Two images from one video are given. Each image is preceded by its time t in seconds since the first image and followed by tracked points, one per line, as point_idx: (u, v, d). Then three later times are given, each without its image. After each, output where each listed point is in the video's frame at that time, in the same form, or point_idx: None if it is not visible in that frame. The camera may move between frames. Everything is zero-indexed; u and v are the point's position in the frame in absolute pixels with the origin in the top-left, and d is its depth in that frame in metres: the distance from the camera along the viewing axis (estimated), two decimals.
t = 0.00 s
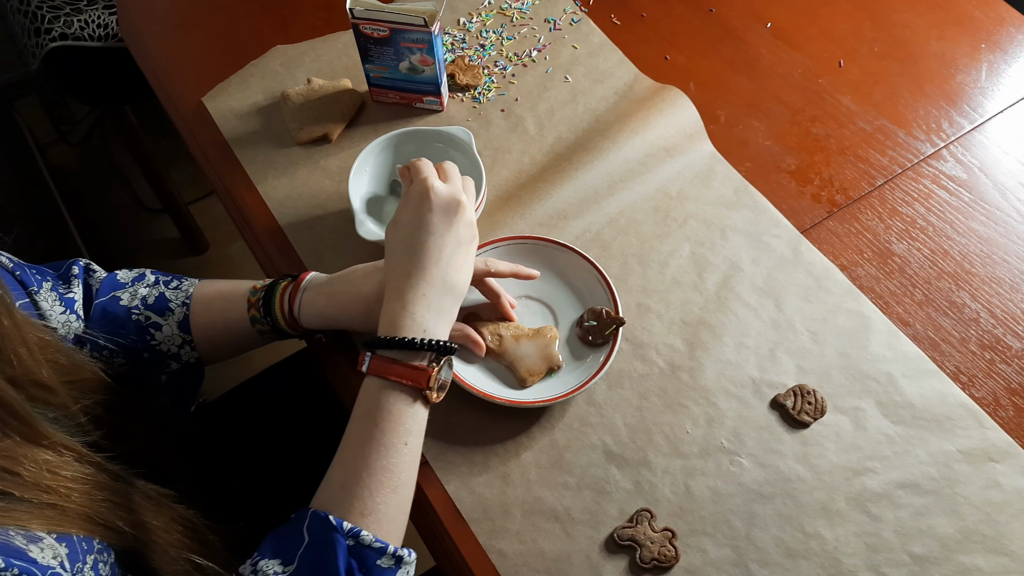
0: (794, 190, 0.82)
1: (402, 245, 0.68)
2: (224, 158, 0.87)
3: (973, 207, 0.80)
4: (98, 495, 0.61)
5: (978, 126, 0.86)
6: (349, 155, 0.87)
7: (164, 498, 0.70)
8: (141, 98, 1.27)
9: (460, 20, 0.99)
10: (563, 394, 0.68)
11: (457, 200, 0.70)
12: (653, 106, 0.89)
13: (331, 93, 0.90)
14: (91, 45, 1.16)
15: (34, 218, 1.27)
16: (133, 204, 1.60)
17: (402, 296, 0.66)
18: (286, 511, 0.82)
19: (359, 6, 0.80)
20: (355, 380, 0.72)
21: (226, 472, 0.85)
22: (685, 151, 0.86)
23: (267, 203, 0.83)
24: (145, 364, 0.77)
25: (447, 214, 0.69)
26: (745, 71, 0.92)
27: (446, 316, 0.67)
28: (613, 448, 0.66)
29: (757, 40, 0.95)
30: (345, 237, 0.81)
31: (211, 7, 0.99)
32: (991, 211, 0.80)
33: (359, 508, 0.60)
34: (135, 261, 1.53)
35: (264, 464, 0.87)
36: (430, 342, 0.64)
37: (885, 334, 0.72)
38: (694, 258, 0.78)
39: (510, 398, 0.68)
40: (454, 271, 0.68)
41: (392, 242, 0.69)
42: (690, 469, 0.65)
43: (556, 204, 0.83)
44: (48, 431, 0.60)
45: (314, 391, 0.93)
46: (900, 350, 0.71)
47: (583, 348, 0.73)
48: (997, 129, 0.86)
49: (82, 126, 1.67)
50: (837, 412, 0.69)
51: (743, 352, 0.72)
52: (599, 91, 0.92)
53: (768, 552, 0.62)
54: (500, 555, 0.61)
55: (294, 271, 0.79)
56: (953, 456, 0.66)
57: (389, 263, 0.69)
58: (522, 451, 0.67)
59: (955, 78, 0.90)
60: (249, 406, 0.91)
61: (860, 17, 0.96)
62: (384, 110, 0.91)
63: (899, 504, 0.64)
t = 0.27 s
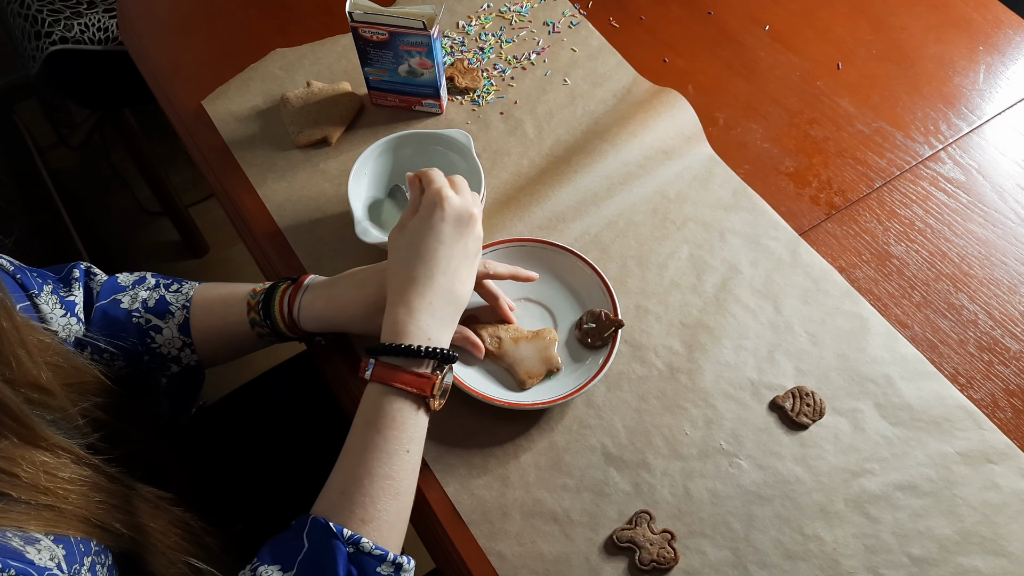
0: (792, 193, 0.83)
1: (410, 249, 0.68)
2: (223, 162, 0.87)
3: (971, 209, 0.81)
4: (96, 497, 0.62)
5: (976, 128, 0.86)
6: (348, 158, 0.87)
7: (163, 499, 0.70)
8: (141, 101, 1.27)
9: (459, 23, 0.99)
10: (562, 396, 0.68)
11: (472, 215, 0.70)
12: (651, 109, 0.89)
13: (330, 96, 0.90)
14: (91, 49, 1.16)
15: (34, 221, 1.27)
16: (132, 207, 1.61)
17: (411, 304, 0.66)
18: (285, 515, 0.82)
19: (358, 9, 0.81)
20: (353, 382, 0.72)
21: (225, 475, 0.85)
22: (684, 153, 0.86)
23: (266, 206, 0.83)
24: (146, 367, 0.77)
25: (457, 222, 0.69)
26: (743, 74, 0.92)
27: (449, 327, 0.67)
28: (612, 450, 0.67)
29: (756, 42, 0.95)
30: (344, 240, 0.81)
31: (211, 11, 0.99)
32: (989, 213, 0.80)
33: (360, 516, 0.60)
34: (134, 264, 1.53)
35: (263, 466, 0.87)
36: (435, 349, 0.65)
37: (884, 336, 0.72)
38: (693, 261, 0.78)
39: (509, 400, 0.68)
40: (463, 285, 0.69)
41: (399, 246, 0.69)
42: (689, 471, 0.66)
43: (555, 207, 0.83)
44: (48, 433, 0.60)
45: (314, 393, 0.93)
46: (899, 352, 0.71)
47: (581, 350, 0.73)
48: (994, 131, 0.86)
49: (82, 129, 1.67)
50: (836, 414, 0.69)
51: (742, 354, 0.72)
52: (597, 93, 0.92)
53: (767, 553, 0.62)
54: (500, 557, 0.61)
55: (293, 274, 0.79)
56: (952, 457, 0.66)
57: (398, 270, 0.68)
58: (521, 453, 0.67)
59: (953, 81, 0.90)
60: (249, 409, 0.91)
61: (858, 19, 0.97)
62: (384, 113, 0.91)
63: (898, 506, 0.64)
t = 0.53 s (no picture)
0: (792, 194, 0.83)
1: (467, 233, 0.69)
2: (224, 164, 0.87)
3: (971, 210, 0.81)
4: (97, 496, 0.62)
5: (976, 129, 0.86)
6: (349, 160, 0.88)
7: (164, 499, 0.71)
8: (142, 103, 1.27)
9: (459, 26, 1.00)
10: (563, 397, 0.69)
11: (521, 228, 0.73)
12: (651, 110, 0.89)
13: (331, 98, 0.91)
14: (92, 52, 1.17)
15: (35, 224, 1.27)
16: (133, 209, 1.61)
17: (456, 288, 0.66)
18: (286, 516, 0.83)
19: (359, 12, 0.81)
20: (354, 383, 0.72)
21: (225, 476, 0.86)
22: (683, 155, 0.86)
23: (267, 208, 0.83)
24: (147, 368, 0.77)
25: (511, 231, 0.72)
26: (743, 75, 0.93)
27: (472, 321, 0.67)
28: (612, 452, 0.67)
29: (755, 44, 0.95)
30: (345, 241, 0.81)
31: (212, 14, 0.99)
32: (989, 214, 0.81)
33: (390, 491, 0.60)
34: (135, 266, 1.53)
35: (264, 468, 0.87)
36: (459, 327, 0.64)
37: (884, 337, 0.73)
38: (693, 262, 0.78)
39: (510, 402, 0.69)
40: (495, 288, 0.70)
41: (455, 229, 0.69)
42: (690, 472, 0.66)
43: (556, 209, 0.83)
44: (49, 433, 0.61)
45: (314, 394, 0.93)
46: (898, 352, 0.72)
47: (582, 352, 0.73)
48: (994, 132, 0.86)
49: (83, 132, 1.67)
50: (836, 414, 0.69)
51: (742, 355, 0.72)
52: (597, 95, 0.92)
53: (768, 554, 0.62)
54: (501, 558, 0.62)
55: (294, 276, 0.79)
56: (952, 457, 0.66)
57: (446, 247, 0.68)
58: (522, 454, 0.67)
59: (952, 82, 0.90)
60: (249, 411, 0.91)
61: (857, 21, 0.97)
62: (384, 115, 0.92)
63: (898, 507, 0.64)
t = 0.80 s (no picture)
0: (792, 195, 0.83)
1: (490, 233, 0.70)
2: (225, 165, 0.88)
3: (971, 211, 0.81)
4: (98, 495, 0.62)
5: (975, 130, 0.87)
6: (350, 161, 0.88)
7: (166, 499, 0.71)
8: (143, 105, 1.27)
9: (460, 27, 1.00)
10: (563, 398, 0.69)
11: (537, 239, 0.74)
12: (651, 111, 0.90)
13: (332, 100, 0.91)
14: (93, 54, 1.17)
15: (35, 225, 1.28)
16: (134, 211, 1.61)
17: (473, 287, 0.68)
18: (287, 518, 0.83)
19: (360, 14, 0.81)
20: (354, 384, 0.72)
21: (227, 478, 0.86)
22: (683, 156, 0.86)
23: (268, 209, 0.84)
24: (148, 369, 0.77)
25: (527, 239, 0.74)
26: (743, 77, 0.93)
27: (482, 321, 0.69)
28: (613, 452, 0.67)
29: (755, 46, 0.96)
30: (346, 242, 0.81)
31: (213, 16, 0.99)
32: (988, 214, 0.81)
33: (401, 483, 0.60)
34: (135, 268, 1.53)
35: (265, 469, 0.87)
36: (474, 322, 0.65)
37: (884, 337, 0.73)
38: (693, 263, 0.79)
39: (511, 402, 0.69)
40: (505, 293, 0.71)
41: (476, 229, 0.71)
42: (690, 472, 0.66)
43: (556, 210, 0.83)
44: (50, 433, 0.61)
45: (314, 395, 0.93)
46: (898, 353, 0.72)
47: (582, 352, 0.73)
48: (993, 133, 0.86)
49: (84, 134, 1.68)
50: (836, 415, 0.69)
51: (742, 355, 0.72)
52: (598, 97, 0.92)
53: (768, 554, 0.62)
54: (502, 559, 0.62)
55: (295, 277, 0.79)
56: (952, 458, 0.66)
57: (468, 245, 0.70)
58: (523, 455, 0.67)
59: (952, 83, 0.90)
60: (250, 412, 0.91)
61: (857, 22, 0.97)
62: (385, 117, 0.92)
63: (898, 507, 0.64)
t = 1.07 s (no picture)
0: (791, 195, 0.83)
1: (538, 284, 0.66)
2: (225, 166, 0.88)
3: (970, 211, 0.81)
4: (99, 495, 0.62)
5: (974, 130, 0.87)
6: (350, 162, 0.88)
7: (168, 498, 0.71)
8: (143, 106, 1.28)
9: (459, 28, 1.00)
10: (564, 398, 0.69)
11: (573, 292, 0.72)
12: (650, 112, 0.90)
13: (332, 101, 0.91)
14: (93, 55, 1.17)
15: (35, 226, 1.28)
16: (134, 212, 1.61)
17: (513, 340, 0.64)
18: (288, 517, 0.83)
19: (360, 15, 0.81)
20: (354, 384, 0.72)
21: (227, 477, 0.86)
22: (683, 156, 0.86)
23: (268, 210, 0.84)
24: (148, 368, 0.77)
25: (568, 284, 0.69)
26: (742, 77, 0.93)
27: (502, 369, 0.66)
28: (613, 452, 0.67)
29: (755, 46, 0.96)
30: (346, 243, 0.81)
31: (213, 16, 1.00)
32: (987, 215, 0.81)
33: (408, 539, 0.60)
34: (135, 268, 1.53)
35: (265, 469, 0.87)
36: (503, 382, 0.61)
37: (883, 337, 0.73)
38: (693, 263, 0.79)
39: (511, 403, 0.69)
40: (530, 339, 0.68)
41: (518, 276, 0.66)
42: (690, 472, 0.66)
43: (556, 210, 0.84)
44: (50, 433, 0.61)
45: (314, 395, 0.93)
46: (898, 353, 0.72)
47: (582, 352, 0.74)
48: (992, 133, 0.86)
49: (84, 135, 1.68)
50: (835, 415, 0.69)
51: (742, 356, 0.73)
52: (597, 97, 0.92)
53: (768, 554, 0.62)
54: (502, 559, 0.62)
55: (295, 277, 0.79)
56: (951, 458, 0.66)
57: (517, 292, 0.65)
58: (522, 455, 0.67)
59: (951, 84, 0.90)
60: (250, 413, 0.91)
61: (856, 23, 0.97)
62: (385, 117, 0.92)
63: (898, 507, 0.64)
